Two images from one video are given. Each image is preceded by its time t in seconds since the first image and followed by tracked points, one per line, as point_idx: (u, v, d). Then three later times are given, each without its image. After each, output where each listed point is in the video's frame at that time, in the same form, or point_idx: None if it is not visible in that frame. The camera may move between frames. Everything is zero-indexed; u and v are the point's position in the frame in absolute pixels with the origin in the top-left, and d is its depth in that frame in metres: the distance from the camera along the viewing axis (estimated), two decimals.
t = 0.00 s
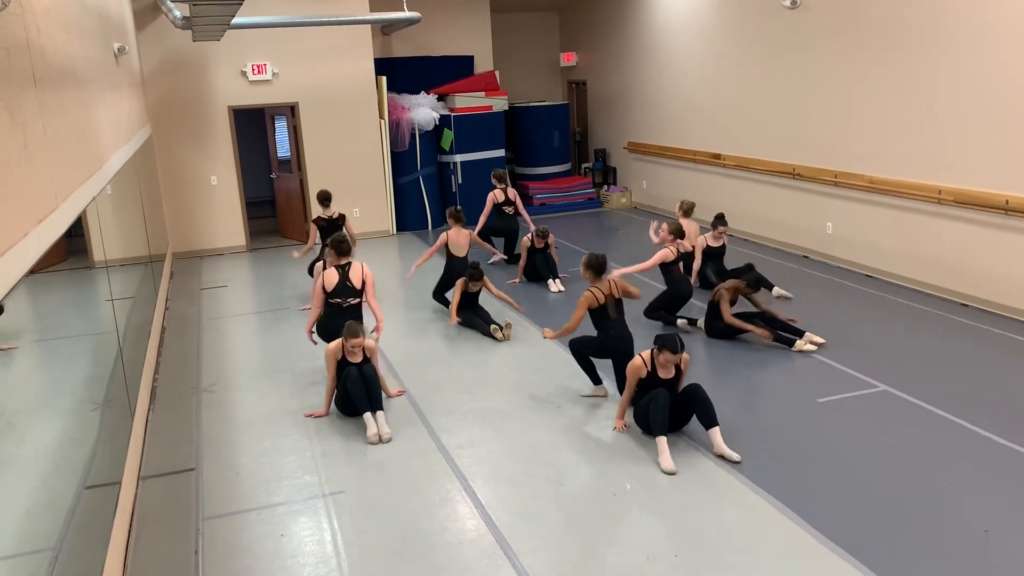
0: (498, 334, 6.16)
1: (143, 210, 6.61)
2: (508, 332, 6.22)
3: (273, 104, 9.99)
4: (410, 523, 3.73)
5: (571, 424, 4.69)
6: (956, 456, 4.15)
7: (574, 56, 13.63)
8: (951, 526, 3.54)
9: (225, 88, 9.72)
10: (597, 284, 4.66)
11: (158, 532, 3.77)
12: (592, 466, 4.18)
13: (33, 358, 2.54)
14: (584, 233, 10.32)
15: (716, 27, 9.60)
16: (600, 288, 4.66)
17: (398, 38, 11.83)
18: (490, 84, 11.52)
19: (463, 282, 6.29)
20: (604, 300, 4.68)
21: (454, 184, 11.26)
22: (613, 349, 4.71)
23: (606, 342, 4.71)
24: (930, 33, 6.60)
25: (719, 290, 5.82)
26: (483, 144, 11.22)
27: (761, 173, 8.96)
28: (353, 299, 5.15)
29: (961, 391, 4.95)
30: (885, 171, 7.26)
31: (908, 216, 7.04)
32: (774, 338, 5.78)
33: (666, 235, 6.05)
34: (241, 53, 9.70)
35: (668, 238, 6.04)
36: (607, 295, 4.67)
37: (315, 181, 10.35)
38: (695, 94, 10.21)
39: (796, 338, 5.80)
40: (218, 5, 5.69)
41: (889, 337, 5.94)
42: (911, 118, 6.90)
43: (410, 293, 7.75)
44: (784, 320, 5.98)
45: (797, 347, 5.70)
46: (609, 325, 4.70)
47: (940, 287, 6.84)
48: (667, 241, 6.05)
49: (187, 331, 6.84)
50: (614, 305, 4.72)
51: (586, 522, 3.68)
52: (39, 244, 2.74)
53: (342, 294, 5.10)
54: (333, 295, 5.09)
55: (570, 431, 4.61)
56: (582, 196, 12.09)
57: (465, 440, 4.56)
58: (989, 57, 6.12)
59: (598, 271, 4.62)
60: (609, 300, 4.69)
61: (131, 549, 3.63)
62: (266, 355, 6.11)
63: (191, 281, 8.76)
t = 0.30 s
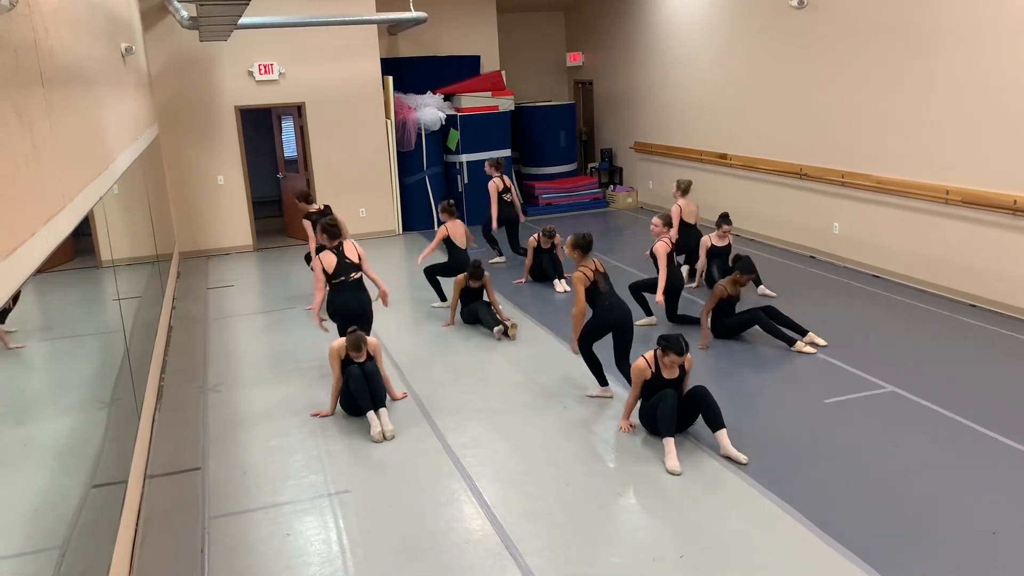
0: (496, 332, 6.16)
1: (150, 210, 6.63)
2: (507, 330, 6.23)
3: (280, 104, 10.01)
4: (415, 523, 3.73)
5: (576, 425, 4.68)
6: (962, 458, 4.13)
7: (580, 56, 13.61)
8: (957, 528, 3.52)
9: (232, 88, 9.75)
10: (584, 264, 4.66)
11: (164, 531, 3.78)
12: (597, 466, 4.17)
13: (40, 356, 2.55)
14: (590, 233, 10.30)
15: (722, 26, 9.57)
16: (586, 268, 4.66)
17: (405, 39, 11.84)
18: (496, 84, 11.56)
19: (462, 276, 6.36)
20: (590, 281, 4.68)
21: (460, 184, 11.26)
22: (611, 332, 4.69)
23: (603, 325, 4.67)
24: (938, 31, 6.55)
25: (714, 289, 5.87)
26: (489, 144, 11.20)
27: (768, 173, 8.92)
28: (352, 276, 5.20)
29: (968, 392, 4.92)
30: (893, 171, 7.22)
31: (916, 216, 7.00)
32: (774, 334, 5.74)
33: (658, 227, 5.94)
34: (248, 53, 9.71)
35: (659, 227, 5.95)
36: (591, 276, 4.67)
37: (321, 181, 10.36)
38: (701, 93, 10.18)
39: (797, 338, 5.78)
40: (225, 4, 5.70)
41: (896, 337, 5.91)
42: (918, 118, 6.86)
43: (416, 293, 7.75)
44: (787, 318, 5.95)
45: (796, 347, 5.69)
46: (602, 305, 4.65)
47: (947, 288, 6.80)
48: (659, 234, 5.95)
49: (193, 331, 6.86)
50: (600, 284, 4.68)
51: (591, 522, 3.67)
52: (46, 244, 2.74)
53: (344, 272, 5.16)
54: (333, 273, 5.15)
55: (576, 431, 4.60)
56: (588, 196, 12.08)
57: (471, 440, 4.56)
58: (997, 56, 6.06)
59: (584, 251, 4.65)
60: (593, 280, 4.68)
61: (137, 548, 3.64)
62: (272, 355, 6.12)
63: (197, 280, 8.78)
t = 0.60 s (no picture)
0: (491, 334, 6.26)
1: (157, 210, 6.65)
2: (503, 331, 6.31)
3: (287, 105, 10.04)
4: (421, 524, 3.72)
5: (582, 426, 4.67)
6: (970, 460, 4.09)
7: (587, 57, 13.60)
8: (965, 530, 3.49)
9: (239, 89, 9.78)
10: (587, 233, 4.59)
11: (171, 531, 3.78)
12: (605, 468, 4.16)
13: (47, 356, 2.56)
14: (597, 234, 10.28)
15: (729, 27, 9.55)
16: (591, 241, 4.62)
17: (412, 40, 11.86)
18: (503, 85, 11.53)
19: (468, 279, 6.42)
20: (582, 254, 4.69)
21: (466, 185, 11.27)
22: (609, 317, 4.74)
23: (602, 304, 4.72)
24: (945, 31, 6.51)
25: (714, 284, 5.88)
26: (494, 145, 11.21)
27: (775, 174, 8.89)
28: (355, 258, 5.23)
29: (976, 394, 4.88)
30: (900, 172, 7.18)
31: (923, 218, 6.96)
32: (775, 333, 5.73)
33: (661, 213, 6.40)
34: (255, 54, 9.75)
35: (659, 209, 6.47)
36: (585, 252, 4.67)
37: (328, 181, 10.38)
38: (707, 94, 10.16)
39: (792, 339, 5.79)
40: (233, 6, 5.72)
41: (904, 339, 5.87)
42: (925, 118, 6.82)
43: (422, 294, 7.75)
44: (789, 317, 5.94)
45: (791, 347, 5.69)
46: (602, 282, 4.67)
47: (955, 289, 6.75)
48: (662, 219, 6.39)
49: (201, 331, 6.88)
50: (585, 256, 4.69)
51: (597, 523, 3.66)
52: (54, 245, 2.75)
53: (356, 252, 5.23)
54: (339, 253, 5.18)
55: (582, 432, 4.59)
56: (595, 196, 12.09)
57: (477, 441, 4.55)
58: (1005, 56, 6.02)
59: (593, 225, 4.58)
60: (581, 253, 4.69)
61: (145, 548, 3.65)
62: (279, 355, 6.13)
63: (205, 281, 8.81)
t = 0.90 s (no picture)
0: (497, 336, 6.27)
1: (164, 212, 6.69)
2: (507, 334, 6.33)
3: (294, 108, 10.06)
4: (426, 526, 3.73)
5: (587, 429, 4.66)
6: (977, 464, 4.07)
7: (592, 60, 13.59)
8: (971, 535, 3.47)
9: (245, 92, 9.81)
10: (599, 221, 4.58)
11: (177, 532, 3.80)
12: (610, 471, 4.15)
13: (55, 357, 2.58)
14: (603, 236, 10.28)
15: (735, 30, 9.53)
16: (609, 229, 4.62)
17: (418, 43, 11.88)
18: (509, 88, 11.52)
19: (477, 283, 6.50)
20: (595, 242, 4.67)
21: (471, 187, 11.28)
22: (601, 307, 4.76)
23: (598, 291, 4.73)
24: (951, 34, 6.49)
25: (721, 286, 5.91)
26: (500, 148, 11.22)
27: (781, 177, 8.87)
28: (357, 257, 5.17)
29: (982, 398, 4.86)
30: (906, 175, 7.15)
31: (929, 221, 6.94)
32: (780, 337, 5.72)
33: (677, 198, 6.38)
34: (262, 57, 9.78)
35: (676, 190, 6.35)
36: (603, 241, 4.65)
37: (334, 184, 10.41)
38: (713, 97, 10.14)
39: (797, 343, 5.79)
40: (240, 9, 5.74)
41: (910, 343, 5.85)
42: (932, 122, 6.80)
43: (428, 296, 7.76)
44: (792, 320, 5.94)
45: (795, 350, 5.68)
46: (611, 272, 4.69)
47: (962, 293, 6.72)
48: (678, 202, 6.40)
49: (207, 333, 6.91)
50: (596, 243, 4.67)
51: (602, 527, 3.65)
52: (62, 247, 2.76)
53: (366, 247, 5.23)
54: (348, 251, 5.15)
55: (587, 435, 4.58)
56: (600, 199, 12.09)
57: (482, 443, 4.55)
58: (1012, 59, 5.99)
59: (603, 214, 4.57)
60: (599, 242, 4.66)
61: (151, 549, 3.66)
62: (284, 357, 6.14)
63: (211, 283, 8.84)
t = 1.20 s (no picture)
0: (500, 341, 6.26)
1: (169, 216, 6.70)
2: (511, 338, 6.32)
3: (298, 112, 10.09)
4: (428, 530, 3.72)
5: (590, 434, 4.64)
6: (981, 470, 4.05)
7: (596, 64, 13.61)
8: (976, 541, 3.45)
9: (250, 96, 9.84)
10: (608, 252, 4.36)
11: (180, 535, 3.80)
12: (613, 475, 4.14)
13: (59, 359, 2.58)
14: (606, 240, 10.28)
15: (739, 35, 9.54)
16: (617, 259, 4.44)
17: (422, 47, 11.91)
18: (513, 92, 11.50)
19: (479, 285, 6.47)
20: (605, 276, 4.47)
21: (475, 191, 11.29)
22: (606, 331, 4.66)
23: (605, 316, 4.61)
24: (955, 38, 6.48)
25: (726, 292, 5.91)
26: (503, 152, 11.23)
27: (785, 181, 8.86)
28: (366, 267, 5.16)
29: (987, 403, 4.84)
30: (910, 180, 7.14)
31: (933, 226, 6.92)
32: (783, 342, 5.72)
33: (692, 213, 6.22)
34: (266, 61, 9.81)
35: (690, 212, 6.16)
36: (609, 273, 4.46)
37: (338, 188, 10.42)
38: (717, 101, 10.14)
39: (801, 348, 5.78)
40: (244, 13, 5.75)
41: (915, 347, 5.83)
42: (936, 126, 6.79)
43: (431, 300, 7.77)
44: (795, 324, 5.93)
45: (798, 355, 5.67)
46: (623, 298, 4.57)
47: (966, 297, 6.70)
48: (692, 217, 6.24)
49: (210, 336, 6.92)
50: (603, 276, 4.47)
51: (604, 531, 3.64)
52: (67, 251, 2.77)
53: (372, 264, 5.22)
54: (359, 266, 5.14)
55: (590, 440, 4.56)
56: (604, 203, 12.10)
57: (485, 447, 4.54)
58: (1016, 64, 5.98)
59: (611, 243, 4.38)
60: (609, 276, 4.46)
61: (154, 552, 3.66)
62: (287, 361, 6.14)
63: (215, 286, 8.86)
